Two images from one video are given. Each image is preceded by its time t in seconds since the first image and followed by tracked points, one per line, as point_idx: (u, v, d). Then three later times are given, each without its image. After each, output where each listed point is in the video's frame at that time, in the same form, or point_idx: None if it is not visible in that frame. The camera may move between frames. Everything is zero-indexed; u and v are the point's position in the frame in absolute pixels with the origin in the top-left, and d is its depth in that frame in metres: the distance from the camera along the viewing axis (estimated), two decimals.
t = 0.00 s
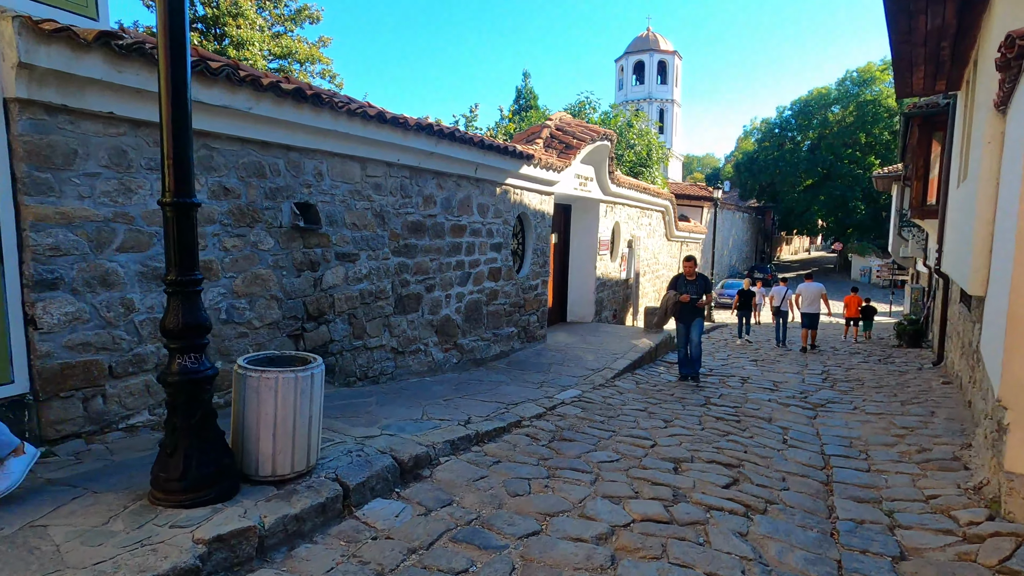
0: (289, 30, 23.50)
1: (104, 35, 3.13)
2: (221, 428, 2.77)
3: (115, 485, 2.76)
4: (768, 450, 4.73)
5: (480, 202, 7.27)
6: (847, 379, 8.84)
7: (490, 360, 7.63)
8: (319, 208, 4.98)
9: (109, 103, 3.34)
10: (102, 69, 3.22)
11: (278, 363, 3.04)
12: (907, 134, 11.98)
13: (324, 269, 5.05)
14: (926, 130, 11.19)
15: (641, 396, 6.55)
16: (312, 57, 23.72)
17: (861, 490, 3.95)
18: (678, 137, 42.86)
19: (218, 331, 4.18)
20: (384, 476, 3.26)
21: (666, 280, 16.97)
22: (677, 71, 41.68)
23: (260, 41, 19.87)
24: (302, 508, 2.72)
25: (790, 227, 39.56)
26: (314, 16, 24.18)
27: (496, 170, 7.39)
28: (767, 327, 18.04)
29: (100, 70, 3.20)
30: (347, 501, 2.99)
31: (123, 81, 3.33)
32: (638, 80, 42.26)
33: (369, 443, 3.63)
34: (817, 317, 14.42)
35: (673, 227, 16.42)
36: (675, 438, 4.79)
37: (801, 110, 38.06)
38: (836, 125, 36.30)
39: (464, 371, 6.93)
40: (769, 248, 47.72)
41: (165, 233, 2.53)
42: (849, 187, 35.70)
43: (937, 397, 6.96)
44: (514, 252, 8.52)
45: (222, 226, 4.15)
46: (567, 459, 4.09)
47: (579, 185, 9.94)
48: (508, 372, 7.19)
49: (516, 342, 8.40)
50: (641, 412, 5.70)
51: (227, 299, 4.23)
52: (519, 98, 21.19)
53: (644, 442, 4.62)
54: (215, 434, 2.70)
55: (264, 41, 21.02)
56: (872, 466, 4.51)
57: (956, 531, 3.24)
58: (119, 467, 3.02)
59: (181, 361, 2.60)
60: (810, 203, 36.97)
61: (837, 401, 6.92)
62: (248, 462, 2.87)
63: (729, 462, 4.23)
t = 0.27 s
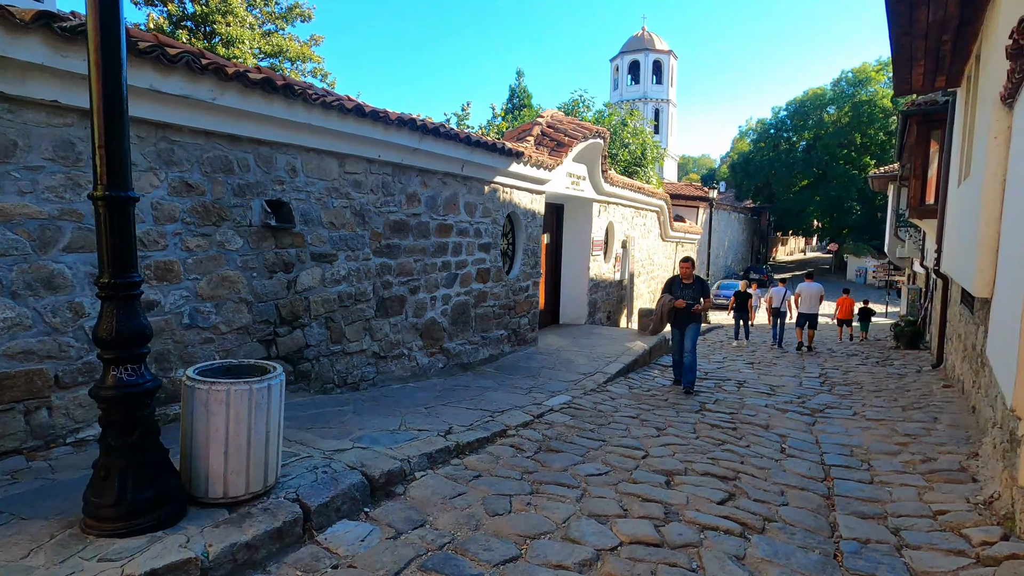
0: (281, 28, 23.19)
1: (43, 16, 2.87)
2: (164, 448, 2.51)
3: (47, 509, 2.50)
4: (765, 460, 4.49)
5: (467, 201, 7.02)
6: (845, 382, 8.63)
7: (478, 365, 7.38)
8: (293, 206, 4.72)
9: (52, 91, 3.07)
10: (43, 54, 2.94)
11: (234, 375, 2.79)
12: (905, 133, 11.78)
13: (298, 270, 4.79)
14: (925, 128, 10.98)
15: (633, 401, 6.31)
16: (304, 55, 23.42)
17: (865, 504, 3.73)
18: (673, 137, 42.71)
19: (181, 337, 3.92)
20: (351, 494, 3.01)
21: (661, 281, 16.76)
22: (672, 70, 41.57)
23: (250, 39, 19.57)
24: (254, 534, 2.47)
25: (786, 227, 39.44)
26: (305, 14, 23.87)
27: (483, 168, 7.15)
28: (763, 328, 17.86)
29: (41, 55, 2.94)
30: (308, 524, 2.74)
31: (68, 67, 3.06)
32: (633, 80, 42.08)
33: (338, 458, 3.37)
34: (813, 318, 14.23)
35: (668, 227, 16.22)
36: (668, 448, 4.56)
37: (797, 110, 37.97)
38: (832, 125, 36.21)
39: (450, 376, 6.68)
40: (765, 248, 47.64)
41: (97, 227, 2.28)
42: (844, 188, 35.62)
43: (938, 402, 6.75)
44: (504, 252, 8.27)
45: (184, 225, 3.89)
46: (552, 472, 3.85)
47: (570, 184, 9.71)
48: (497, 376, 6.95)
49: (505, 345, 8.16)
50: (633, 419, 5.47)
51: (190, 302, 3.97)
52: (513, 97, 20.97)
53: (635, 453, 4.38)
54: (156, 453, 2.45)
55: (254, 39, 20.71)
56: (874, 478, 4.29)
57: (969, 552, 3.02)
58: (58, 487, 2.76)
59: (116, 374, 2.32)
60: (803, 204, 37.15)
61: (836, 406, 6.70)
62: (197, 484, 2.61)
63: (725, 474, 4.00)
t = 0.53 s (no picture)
0: (271, 24, 22.85)
1: None
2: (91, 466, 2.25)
3: None
4: (764, 470, 4.24)
5: (453, 197, 6.76)
6: (844, 385, 8.41)
7: (465, 367, 7.11)
8: (263, 201, 4.44)
9: None
10: None
11: (176, 384, 2.53)
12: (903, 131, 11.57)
13: (269, 268, 4.51)
14: (923, 126, 10.77)
15: (625, 406, 6.05)
16: (295, 53, 23.09)
17: (870, 519, 3.48)
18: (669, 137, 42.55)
19: (135, 339, 3.64)
20: (310, 513, 2.73)
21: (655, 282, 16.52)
22: (667, 70, 41.42)
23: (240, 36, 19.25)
24: (191, 562, 2.19)
25: (781, 228, 39.33)
26: (296, 11, 23.53)
27: (470, 164, 6.88)
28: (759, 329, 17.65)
29: None
30: (258, 549, 2.47)
31: None
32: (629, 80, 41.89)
33: (301, 472, 3.10)
34: (810, 319, 14.03)
35: (663, 227, 16.00)
36: (660, 457, 4.30)
37: (792, 111, 37.88)
38: (827, 126, 36.13)
39: (435, 379, 6.41)
40: (760, 249, 47.56)
41: (7, 211, 2.05)
42: (840, 189, 35.53)
43: (941, 406, 6.52)
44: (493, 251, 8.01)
45: (139, 218, 3.61)
46: (535, 485, 3.59)
47: (562, 181, 9.46)
48: (484, 380, 6.68)
49: (494, 347, 7.89)
50: (624, 425, 5.21)
51: (147, 302, 3.70)
52: (506, 94, 20.71)
53: (625, 463, 4.12)
54: (76, 473, 2.16)
55: (244, 36, 20.39)
56: (878, 488, 4.05)
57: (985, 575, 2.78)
58: None
59: (30, 383, 2.07)
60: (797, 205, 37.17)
61: (835, 410, 6.47)
62: (130, 505, 2.34)
63: (720, 486, 3.75)
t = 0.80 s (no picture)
0: (260, 22, 22.50)
1: None
2: None
3: None
4: (757, 483, 4.02)
5: (436, 196, 6.51)
6: (840, 388, 8.21)
7: (450, 373, 6.87)
8: (227, 200, 4.18)
9: None
10: None
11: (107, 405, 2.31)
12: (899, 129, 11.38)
13: (234, 271, 4.26)
14: (919, 123, 10.57)
15: (615, 413, 5.83)
16: (284, 51, 22.77)
17: (872, 538, 3.26)
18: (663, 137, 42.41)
19: (82, 349, 3.39)
20: (259, 543, 2.49)
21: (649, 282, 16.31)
22: (662, 69, 41.25)
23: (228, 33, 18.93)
24: None
25: (776, 228, 39.24)
26: (285, 9, 23.21)
27: (454, 161, 6.64)
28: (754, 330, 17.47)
29: None
30: None
31: None
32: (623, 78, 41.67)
33: (255, 494, 2.85)
34: (804, 320, 13.85)
35: (656, 226, 15.80)
36: (649, 470, 4.07)
37: (786, 110, 37.79)
38: (821, 125, 36.05)
39: (417, 386, 6.16)
40: (755, 249, 47.52)
41: None
42: (834, 188, 35.46)
43: (939, 411, 6.33)
44: (480, 252, 7.76)
45: (86, 218, 3.36)
46: (513, 504, 3.35)
47: (552, 180, 9.23)
48: (468, 386, 6.44)
49: (481, 351, 7.65)
50: (612, 434, 4.98)
51: (95, 309, 3.44)
52: (498, 93, 20.48)
53: (610, 477, 3.89)
54: None
55: (232, 34, 20.08)
56: (879, 503, 3.84)
57: None
58: None
59: None
60: (792, 206, 36.86)
61: (831, 416, 6.27)
62: (48, 540, 2.10)
63: (711, 504, 3.52)
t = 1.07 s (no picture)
0: (247, 18, 22.17)
1: None
2: None
3: None
4: (745, 493, 3.78)
5: (414, 191, 6.25)
6: (832, 390, 8.00)
7: (429, 375, 6.60)
8: (179, 192, 3.91)
9: None
10: None
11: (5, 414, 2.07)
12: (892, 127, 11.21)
13: (187, 268, 3.98)
14: (913, 120, 10.39)
15: (599, 417, 5.58)
16: (272, 48, 22.42)
17: (866, 555, 3.03)
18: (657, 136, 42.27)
19: (9, 351, 3.13)
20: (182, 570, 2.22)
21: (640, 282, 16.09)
22: (654, 67, 41.24)
23: (214, 29, 18.59)
24: None
25: (769, 228, 39.16)
26: (274, 5, 22.85)
27: (432, 155, 6.37)
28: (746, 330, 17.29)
29: None
30: None
31: None
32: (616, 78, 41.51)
33: (189, 512, 2.58)
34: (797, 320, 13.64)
35: (647, 225, 15.60)
36: (630, 480, 3.82)
37: (779, 110, 37.71)
38: (814, 125, 36.00)
39: (393, 389, 5.89)
40: (749, 249, 47.46)
41: None
42: (827, 188, 35.41)
43: (935, 414, 6.12)
44: (462, 250, 7.49)
45: (12, 209, 3.12)
46: (480, 519, 3.09)
47: (538, 176, 8.98)
48: (447, 389, 6.18)
49: (462, 352, 7.39)
50: (594, 440, 4.73)
51: (24, 308, 3.18)
52: (488, 90, 20.24)
53: (588, 488, 3.63)
54: None
55: (219, 30, 19.73)
56: (873, 514, 3.61)
57: None
58: None
59: None
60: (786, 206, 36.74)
61: (823, 419, 6.04)
62: None
63: (695, 517, 3.28)
